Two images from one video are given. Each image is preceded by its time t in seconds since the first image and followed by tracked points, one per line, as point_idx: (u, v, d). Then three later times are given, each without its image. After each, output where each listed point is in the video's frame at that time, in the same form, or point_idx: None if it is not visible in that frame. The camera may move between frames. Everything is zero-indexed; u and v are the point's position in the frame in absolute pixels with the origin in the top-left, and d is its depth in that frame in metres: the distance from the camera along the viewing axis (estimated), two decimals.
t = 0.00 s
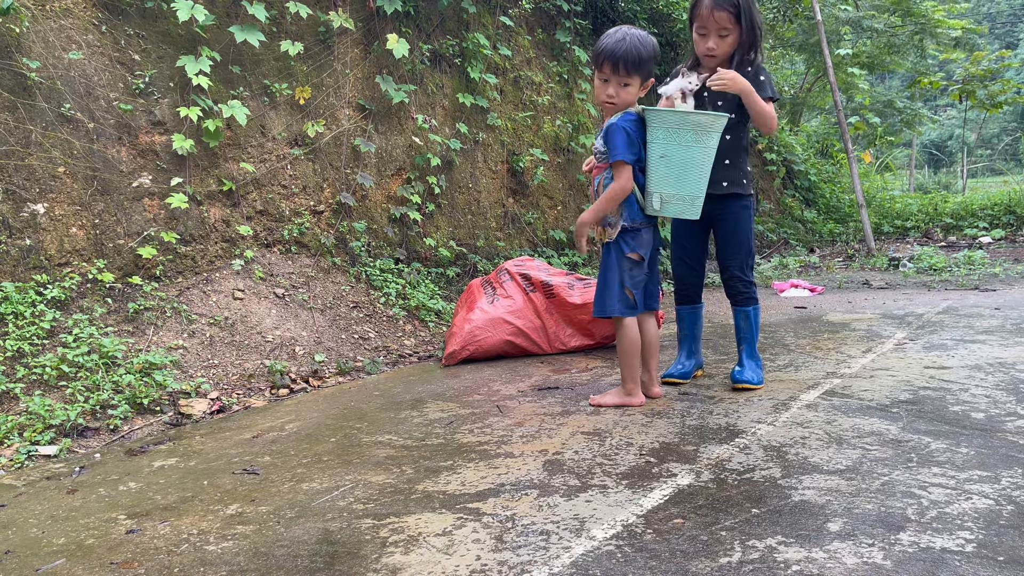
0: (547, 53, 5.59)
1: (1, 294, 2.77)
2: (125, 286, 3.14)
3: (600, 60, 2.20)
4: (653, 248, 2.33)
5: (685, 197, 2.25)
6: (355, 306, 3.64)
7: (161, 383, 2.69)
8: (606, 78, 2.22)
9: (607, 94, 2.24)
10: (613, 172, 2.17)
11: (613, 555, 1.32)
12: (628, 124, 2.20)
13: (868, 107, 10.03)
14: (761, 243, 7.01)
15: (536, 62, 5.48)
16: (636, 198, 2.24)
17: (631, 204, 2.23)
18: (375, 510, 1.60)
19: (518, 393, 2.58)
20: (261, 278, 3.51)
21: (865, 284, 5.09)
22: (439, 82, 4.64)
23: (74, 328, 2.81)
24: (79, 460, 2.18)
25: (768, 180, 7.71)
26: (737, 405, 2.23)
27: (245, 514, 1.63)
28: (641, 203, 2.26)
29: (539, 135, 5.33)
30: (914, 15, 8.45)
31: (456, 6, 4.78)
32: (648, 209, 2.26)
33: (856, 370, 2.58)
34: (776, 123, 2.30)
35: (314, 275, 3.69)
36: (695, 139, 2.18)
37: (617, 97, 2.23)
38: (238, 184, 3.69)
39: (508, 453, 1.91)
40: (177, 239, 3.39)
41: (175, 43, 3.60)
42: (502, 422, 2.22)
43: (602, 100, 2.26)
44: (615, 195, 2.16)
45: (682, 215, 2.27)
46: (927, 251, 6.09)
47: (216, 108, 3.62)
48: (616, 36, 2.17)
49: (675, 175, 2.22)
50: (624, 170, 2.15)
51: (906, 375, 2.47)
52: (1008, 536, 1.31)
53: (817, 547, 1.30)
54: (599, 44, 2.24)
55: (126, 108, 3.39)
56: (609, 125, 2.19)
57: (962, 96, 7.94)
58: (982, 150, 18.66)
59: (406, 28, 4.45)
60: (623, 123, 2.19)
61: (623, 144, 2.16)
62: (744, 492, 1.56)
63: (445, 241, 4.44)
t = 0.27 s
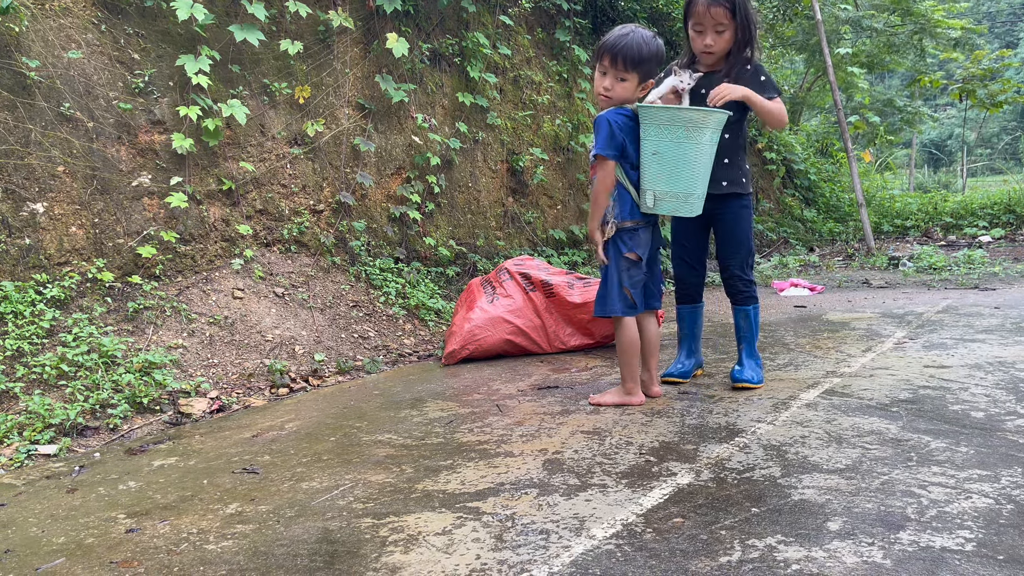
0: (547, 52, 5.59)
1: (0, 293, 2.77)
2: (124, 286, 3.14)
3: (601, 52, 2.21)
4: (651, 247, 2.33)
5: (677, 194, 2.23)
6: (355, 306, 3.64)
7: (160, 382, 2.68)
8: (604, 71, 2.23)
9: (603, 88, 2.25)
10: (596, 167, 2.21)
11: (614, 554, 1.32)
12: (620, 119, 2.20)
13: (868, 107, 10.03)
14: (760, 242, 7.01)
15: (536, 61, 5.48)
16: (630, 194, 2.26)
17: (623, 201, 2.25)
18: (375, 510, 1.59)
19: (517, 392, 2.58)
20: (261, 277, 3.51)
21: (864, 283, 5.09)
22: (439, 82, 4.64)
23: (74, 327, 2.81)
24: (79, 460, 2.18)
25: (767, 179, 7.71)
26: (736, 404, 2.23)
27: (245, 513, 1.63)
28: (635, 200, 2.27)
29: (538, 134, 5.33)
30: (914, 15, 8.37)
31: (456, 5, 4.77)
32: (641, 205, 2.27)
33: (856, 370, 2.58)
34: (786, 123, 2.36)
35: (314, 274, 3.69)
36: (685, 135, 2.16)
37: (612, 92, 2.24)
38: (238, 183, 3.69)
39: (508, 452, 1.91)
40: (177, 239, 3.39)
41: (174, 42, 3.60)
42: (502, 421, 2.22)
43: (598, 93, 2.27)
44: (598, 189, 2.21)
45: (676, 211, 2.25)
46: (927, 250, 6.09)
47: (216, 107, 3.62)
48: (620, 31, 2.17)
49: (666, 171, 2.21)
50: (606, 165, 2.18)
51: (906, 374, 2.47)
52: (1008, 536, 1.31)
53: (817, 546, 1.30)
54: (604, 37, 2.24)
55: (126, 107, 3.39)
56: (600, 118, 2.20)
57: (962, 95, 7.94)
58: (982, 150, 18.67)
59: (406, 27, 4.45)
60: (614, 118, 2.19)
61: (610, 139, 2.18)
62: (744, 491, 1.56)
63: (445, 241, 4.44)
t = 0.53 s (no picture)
0: (547, 51, 5.59)
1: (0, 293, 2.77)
2: (124, 285, 3.14)
3: (602, 48, 2.22)
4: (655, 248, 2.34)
5: (680, 193, 2.22)
6: (355, 305, 3.64)
7: (160, 382, 2.68)
8: (604, 66, 2.23)
9: (603, 82, 2.25)
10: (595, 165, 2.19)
11: (614, 553, 1.32)
12: (620, 118, 2.20)
13: (868, 105, 10.03)
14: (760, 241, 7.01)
15: (536, 60, 5.48)
16: (633, 194, 2.23)
17: (626, 200, 2.23)
18: (375, 509, 1.60)
19: (517, 391, 2.58)
20: (261, 276, 3.51)
21: (864, 282, 5.09)
22: (439, 81, 4.64)
23: (74, 327, 2.81)
24: (79, 459, 2.18)
25: (767, 178, 7.71)
26: (737, 403, 2.24)
27: (245, 513, 1.63)
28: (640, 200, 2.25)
29: (539, 133, 5.33)
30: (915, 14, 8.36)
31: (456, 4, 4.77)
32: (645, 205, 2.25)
33: (856, 369, 2.58)
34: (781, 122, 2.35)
35: (314, 274, 3.69)
36: (688, 133, 2.16)
37: (612, 86, 2.24)
38: (238, 183, 3.69)
39: (508, 451, 1.91)
40: (177, 238, 3.39)
41: (174, 42, 3.60)
42: (502, 420, 2.22)
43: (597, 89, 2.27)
44: (597, 185, 2.18)
45: (680, 210, 2.24)
46: (927, 249, 6.09)
47: (216, 107, 3.62)
48: (621, 27, 2.19)
49: (669, 170, 2.20)
50: (604, 161, 2.17)
51: (906, 373, 2.47)
52: (1008, 534, 1.31)
53: (817, 545, 1.30)
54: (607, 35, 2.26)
55: (126, 107, 3.39)
56: (600, 117, 2.19)
57: (962, 94, 7.93)
58: (982, 149, 18.67)
59: (406, 27, 4.44)
60: (615, 117, 2.19)
61: (611, 137, 2.17)
62: (744, 490, 1.56)
63: (445, 240, 4.44)
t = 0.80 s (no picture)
0: (547, 51, 5.59)
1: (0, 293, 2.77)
2: (124, 285, 3.14)
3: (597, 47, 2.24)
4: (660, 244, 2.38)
5: (700, 179, 2.19)
6: (356, 305, 3.64)
7: (161, 382, 2.68)
8: (602, 63, 2.24)
9: (601, 78, 2.24)
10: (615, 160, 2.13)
11: (614, 553, 1.32)
12: (630, 114, 2.19)
13: (869, 105, 10.03)
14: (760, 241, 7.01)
15: (537, 59, 5.47)
16: (651, 188, 2.23)
17: (648, 195, 2.23)
18: (375, 509, 1.60)
19: (518, 390, 2.58)
20: (261, 276, 3.51)
21: (864, 281, 5.09)
22: (439, 80, 4.64)
23: (74, 327, 2.81)
24: (79, 459, 2.18)
25: (767, 177, 7.71)
26: (737, 402, 2.24)
27: (245, 513, 1.63)
28: (657, 194, 2.24)
29: (539, 133, 5.33)
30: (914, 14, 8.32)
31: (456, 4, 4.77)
32: (664, 198, 2.24)
33: (856, 368, 2.58)
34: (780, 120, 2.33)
35: (314, 273, 3.69)
36: (701, 118, 2.16)
37: (611, 81, 2.23)
38: (238, 183, 3.69)
39: (508, 451, 1.91)
40: (177, 238, 3.39)
41: (174, 42, 3.60)
42: (503, 420, 2.22)
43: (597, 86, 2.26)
44: (624, 179, 2.11)
45: (701, 197, 2.21)
46: (927, 248, 6.09)
47: (216, 106, 3.62)
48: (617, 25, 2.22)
49: (686, 159, 2.18)
50: (622, 155, 2.11)
51: (907, 372, 2.47)
52: (1008, 534, 1.31)
53: (817, 545, 1.30)
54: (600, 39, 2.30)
55: (126, 106, 3.39)
56: (610, 114, 2.17)
57: (962, 93, 7.93)
58: (982, 148, 18.66)
59: (406, 26, 4.44)
60: (625, 113, 2.18)
61: (626, 131, 2.14)
62: (744, 489, 1.56)
63: (445, 239, 4.44)
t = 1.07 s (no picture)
0: (547, 51, 5.59)
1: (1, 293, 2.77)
2: (124, 285, 3.14)
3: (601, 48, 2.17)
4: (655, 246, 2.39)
5: (710, 189, 2.19)
6: (356, 304, 3.64)
7: (161, 381, 2.68)
8: (608, 65, 2.16)
9: (608, 81, 2.17)
10: (654, 165, 2.08)
11: (614, 553, 1.32)
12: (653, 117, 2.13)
13: (868, 105, 10.03)
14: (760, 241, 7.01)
15: (537, 59, 5.47)
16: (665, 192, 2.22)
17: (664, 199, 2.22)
18: (375, 508, 1.60)
19: (518, 391, 2.59)
20: (262, 276, 3.51)
21: (864, 282, 5.09)
22: (439, 80, 4.64)
23: (74, 327, 2.81)
24: (79, 459, 2.18)
25: (767, 178, 7.71)
26: (737, 403, 2.24)
27: (245, 513, 1.63)
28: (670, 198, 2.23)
29: (539, 133, 5.33)
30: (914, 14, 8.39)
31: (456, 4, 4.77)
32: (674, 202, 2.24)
33: (856, 368, 2.58)
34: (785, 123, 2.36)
35: (315, 273, 3.69)
36: (717, 129, 2.13)
37: (620, 82, 2.16)
38: (238, 182, 3.69)
39: (508, 451, 1.91)
40: (178, 238, 3.39)
41: (174, 41, 3.60)
42: (503, 420, 2.22)
43: (601, 88, 2.19)
44: (665, 185, 2.09)
45: (709, 206, 2.22)
46: (927, 248, 6.09)
47: (216, 106, 3.62)
48: (618, 25, 2.16)
49: (700, 168, 2.16)
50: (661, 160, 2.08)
51: (907, 372, 2.47)
52: (1008, 534, 1.31)
53: (817, 545, 1.30)
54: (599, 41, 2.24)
55: (126, 106, 3.39)
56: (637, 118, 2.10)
57: (962, 94, 7.93)
58: (982, 149, 18.66)
59: (406, 26, 4.44)
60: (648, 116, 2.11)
61: (659, 135, 2.10)
62: (744, 489, 1.56)
63: (445, 239, 4.44)
